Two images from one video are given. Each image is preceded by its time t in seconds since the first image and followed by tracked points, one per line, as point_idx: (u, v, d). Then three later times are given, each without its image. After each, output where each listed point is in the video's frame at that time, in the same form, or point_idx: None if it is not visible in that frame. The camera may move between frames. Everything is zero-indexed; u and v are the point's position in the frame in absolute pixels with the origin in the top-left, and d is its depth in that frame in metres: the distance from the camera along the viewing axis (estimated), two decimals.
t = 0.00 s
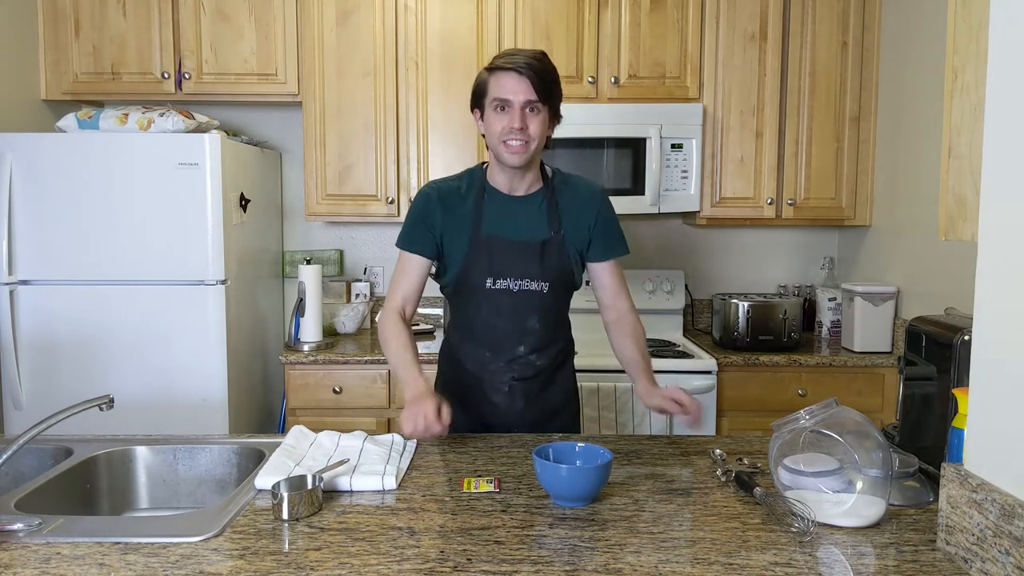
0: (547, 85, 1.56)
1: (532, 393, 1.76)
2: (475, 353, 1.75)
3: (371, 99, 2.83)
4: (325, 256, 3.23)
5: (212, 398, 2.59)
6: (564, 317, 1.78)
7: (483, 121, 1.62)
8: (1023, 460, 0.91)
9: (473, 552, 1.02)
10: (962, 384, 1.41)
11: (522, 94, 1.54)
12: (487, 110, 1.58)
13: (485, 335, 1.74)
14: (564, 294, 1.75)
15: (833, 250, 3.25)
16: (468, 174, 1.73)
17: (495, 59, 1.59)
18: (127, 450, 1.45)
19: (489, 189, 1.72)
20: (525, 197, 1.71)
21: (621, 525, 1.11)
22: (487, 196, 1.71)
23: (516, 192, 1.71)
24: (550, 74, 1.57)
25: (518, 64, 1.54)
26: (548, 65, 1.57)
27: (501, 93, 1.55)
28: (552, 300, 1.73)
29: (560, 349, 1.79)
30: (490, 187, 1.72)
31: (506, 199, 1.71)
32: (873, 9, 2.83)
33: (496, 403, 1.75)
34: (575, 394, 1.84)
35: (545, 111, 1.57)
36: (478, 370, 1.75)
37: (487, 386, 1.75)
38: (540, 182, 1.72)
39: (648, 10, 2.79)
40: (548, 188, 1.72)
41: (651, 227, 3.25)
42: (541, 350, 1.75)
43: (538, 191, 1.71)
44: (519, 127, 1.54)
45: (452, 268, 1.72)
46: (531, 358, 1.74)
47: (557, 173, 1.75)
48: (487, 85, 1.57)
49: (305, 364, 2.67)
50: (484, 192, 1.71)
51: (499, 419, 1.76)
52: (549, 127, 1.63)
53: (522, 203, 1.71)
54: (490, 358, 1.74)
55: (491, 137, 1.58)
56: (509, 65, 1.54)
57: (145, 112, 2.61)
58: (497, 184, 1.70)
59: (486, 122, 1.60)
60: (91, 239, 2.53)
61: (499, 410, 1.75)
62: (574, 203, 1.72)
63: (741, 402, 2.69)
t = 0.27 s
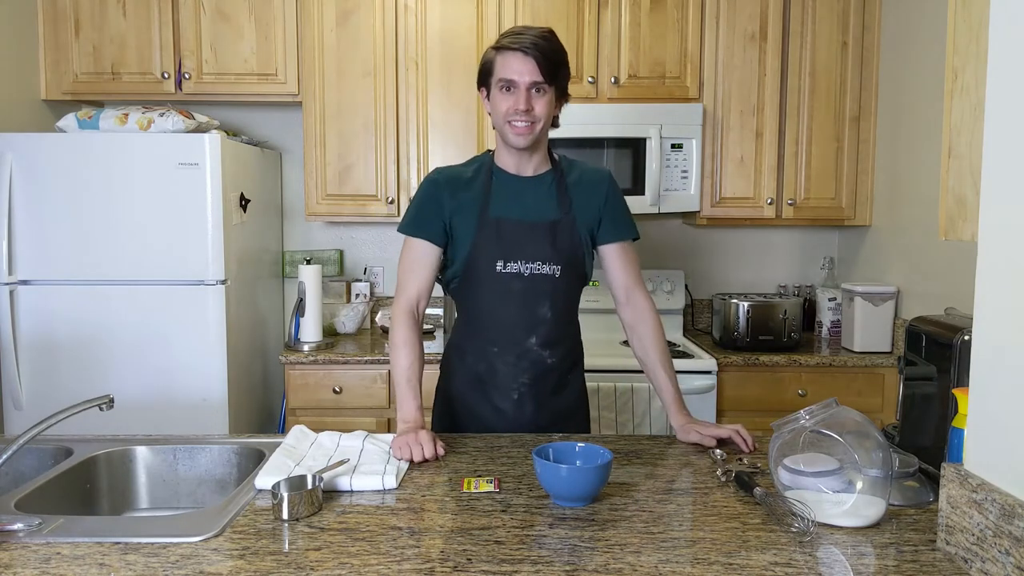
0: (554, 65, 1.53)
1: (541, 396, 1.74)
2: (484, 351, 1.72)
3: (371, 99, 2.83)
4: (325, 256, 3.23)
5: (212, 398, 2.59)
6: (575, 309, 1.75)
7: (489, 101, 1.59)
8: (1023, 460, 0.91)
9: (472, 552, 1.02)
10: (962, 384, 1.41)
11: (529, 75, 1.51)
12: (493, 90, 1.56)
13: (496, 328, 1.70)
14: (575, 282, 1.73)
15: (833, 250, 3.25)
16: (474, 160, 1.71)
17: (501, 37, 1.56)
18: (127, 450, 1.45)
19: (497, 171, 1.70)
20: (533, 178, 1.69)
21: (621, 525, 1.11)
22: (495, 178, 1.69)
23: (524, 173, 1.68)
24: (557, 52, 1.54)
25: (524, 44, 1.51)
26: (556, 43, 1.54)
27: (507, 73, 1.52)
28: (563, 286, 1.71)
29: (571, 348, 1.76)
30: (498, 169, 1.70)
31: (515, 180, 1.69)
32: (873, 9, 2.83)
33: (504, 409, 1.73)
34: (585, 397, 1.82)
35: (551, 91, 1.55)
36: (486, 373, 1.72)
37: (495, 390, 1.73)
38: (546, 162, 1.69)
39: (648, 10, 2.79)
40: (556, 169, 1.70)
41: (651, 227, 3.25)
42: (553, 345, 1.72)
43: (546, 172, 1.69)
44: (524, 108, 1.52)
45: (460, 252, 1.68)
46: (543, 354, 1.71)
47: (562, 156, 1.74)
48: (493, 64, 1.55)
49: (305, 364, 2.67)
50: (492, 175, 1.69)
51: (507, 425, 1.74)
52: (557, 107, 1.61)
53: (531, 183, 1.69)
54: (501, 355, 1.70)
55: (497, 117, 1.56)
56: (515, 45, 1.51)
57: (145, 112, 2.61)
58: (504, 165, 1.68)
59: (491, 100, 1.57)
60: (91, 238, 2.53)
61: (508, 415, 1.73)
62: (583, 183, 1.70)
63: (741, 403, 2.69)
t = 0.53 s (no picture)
0: (558, 61, 1.52)
1: (549, 398, 1.73)
2: (493, 351, 1.71)
3: (371, 99, 2.83)
4: (325, 256, 3.23)
5: (212, 398, 2.59)
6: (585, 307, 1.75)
7: (494, 97, 1.59)
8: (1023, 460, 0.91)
9: (472, 552, 1.02)
10: (962, 384, 1.41)
11: (533, 71, 1.51)
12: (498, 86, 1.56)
13: (506, 326, 1.69)
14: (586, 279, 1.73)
15: (833, 250, 3.25)
16: (481, 156, 1.72)
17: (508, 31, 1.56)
18: (127, 450, 1.45)
19: (505, 165, 1.69)
20: (541, 173, 1.69)
21: (621, 525, 1.11)
22: (502, 172, 1.69)
23: (531, 168, 1.68)
24: (562, 48, 1.54)
25: (529, 39, 1.51)
26: (563, 39, 1.54)
27: (511, 69, 1.52)
28: (574, 283, 1.70)
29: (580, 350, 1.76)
30: (505, 164, 1.69)
31: (523, 175, 1.69)
32: (873, 9, 2.83)
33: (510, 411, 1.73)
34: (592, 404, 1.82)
35: (555, 88, 1.54)
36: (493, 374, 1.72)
37: (501, 392, 1.72)
38: (551, 159, 1.69)
39: (648, 10, 2.79)
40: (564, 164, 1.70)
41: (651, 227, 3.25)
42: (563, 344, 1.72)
43: (553, 167, 1.69)
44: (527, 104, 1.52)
45: (468, 247, 1.68)
46: (552, 353, 1.71)
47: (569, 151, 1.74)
48: (498, 60, 1.55)
49: (305, 364, 2.67)
50: (500, 169, 1.69)
51: (514, 425, 1.74)
52: (563, 104, 1.61)
53: (539, 177, 1.69)
54: (508, 355, 1.70)
55: (502, 114, 1.56)
56: (520, 40, 1.51)
57: (146, 112, 2.61)
58: (511, 160, 1.68)
59: (496, 97, 1.57)
60: (92, 238, 2.53)
61: (514, 417, 1.73)
62: (592, 178, 1.71)
63: (741, 402, 2.69)
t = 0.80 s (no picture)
0: (559, 73, 1.52)
1: (545, 401, 1.73)
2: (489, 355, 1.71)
3: (371, 99, 2.83)
4: (325, 256, 3.23)
5: (212, 398, 2.59)
6: (580, 313, 1.76)
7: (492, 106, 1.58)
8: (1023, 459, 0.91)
9: (472, 552, 1.02)
10: (962, 383, 1.41)
11: (533, 82, 1.50)
12: (497, 96, 1.55)
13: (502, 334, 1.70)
14: (581, 287, 1.74)
15: (832, 250, 3.25)
16: (478, 163, 1.70)
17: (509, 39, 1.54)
18: (127, 450, 1.45)
19: (502, 174, 1.68)
20: (540, 181, 1.68)
21: (621, 525, 1.11)
22: (499, 182, 1.68)
23: (529, 177, 1.67)
24: (563, 60, 1.53)
25: (529, 49, 1.50)
26: (563, 49, 1.53)
27: (512, 79, 1.51)
28: (569, 294, 1.71)
29: (573, 353, 1.78)
30: (503, 173, 1.68)
31: (520, 185, 1.67)
32: (873, 9, 2.83)
33: (507, 415, 1.72)
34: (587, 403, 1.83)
35: (555, 100, 1.53)
36: (489, 377, 1.72)
37: (498, 395, 1.72)
38: (548, 169, 1.69)
39: (648, 10, 2.79)
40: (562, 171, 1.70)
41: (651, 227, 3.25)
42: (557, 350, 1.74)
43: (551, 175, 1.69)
44: (527, 116, 1.50)
45: (465, 258, 1.68)
46: (547, 358, 1.72)
47: (567, 155, 1.73)
48: (498, 68, 1.54)
49: (305, 364, 2.67)
50: (497, 178, 1.67)
51: (509, 429, 1.72)
52: (562, 115, 1.60)
53: (537, 186, 1.68)
54: (504, 358, 1.71)
55: (501, 125, 1.55)
56: (521, 49, 1.50)
57: (146, 112, 2.61)
58: (509, 169, 1.66)
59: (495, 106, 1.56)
60: (92, 238, 2.53)
61: (510, 422, 1.72)
62: (590, 185, 1.71)
63: (741, 403, 2.69)
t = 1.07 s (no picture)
0: (563, 85, 1.50)
1: (545, 400, 1.74)
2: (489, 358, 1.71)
3: (371, 99, 2.83)
4: (325, 256, 3.23)
5: (212, 398, 2.59)
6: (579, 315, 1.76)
7: (495, 118, 1.57)
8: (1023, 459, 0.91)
9: (472, 552, 1.02)
10: (962, 383, 1.41)
11: (535, 96, 1.48)
12: (501, 108, 1.53)
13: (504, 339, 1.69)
14: (582, 291, 1.73)
15: (832, 250, 3.25)
16: (478, 174, 1.66)
17: (512, 50, 1.52)
18: (127, 450, 1.45)
19: (503, 186, 1.65)
20: (541, 192, 1.66)
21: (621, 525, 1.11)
22: (501, 195, 1.65)
23: (532, 188, 1.65)
24: (567, 71, 1.51)
25: (532, 62, 1.48)
26: (567, 60, 1.51)
27: (514, 93, 1.50)
28: (571, 300, 1.71)
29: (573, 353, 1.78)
30: (503, 185, 1.65)
31: (522, 197, 1.65)
32: (873, 9, 2.84)
33: (507, 414, 1.72)
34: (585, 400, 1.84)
35: (558, 113, 1.52)
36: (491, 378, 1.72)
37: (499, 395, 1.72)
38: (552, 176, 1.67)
39: (648, 10, 2.79)
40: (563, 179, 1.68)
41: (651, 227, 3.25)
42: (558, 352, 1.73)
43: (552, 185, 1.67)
44: (530, 131, 1.50)
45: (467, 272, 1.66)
46: (548, 361, 1.72)
47: (566, 162, 1.72)
48: (501, 81, 1.52)
49: (305, 364, 2.67)
50: (498, 191, 1.65)
51: (510, 429, 1.72)
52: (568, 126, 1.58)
53: (538, 198, 1.66)
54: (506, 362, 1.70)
55: (503, 137, 1.54)
56: (524, 62, 1.48)
57: (145, 112, 2.61)
58: (511, 181, 1.64)
59: (499, 118, 1.55)
60: (92, 238, 2.53)
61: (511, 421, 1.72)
62: (591, 192, 1.70)
63: (741, 403, 2.69)
